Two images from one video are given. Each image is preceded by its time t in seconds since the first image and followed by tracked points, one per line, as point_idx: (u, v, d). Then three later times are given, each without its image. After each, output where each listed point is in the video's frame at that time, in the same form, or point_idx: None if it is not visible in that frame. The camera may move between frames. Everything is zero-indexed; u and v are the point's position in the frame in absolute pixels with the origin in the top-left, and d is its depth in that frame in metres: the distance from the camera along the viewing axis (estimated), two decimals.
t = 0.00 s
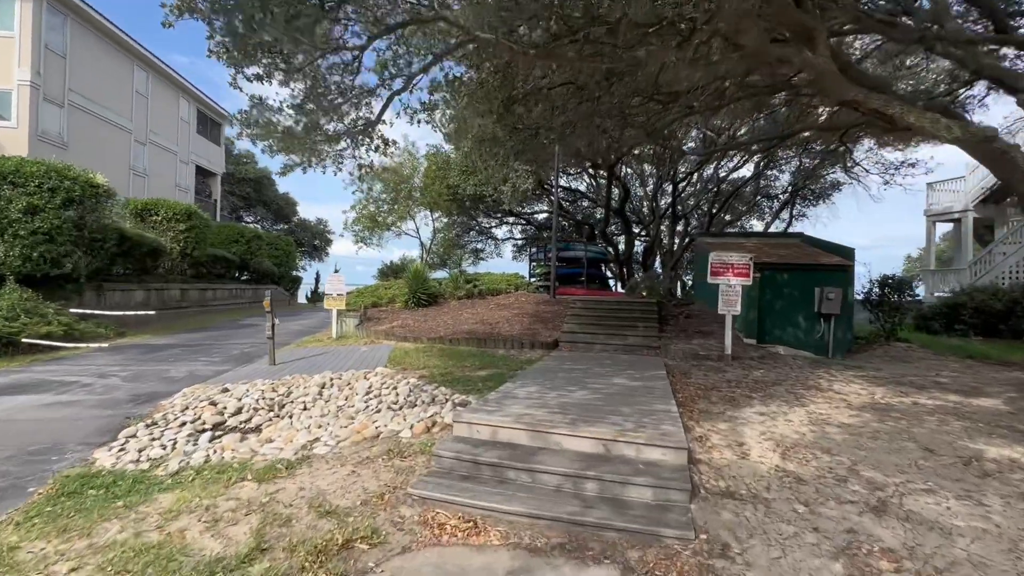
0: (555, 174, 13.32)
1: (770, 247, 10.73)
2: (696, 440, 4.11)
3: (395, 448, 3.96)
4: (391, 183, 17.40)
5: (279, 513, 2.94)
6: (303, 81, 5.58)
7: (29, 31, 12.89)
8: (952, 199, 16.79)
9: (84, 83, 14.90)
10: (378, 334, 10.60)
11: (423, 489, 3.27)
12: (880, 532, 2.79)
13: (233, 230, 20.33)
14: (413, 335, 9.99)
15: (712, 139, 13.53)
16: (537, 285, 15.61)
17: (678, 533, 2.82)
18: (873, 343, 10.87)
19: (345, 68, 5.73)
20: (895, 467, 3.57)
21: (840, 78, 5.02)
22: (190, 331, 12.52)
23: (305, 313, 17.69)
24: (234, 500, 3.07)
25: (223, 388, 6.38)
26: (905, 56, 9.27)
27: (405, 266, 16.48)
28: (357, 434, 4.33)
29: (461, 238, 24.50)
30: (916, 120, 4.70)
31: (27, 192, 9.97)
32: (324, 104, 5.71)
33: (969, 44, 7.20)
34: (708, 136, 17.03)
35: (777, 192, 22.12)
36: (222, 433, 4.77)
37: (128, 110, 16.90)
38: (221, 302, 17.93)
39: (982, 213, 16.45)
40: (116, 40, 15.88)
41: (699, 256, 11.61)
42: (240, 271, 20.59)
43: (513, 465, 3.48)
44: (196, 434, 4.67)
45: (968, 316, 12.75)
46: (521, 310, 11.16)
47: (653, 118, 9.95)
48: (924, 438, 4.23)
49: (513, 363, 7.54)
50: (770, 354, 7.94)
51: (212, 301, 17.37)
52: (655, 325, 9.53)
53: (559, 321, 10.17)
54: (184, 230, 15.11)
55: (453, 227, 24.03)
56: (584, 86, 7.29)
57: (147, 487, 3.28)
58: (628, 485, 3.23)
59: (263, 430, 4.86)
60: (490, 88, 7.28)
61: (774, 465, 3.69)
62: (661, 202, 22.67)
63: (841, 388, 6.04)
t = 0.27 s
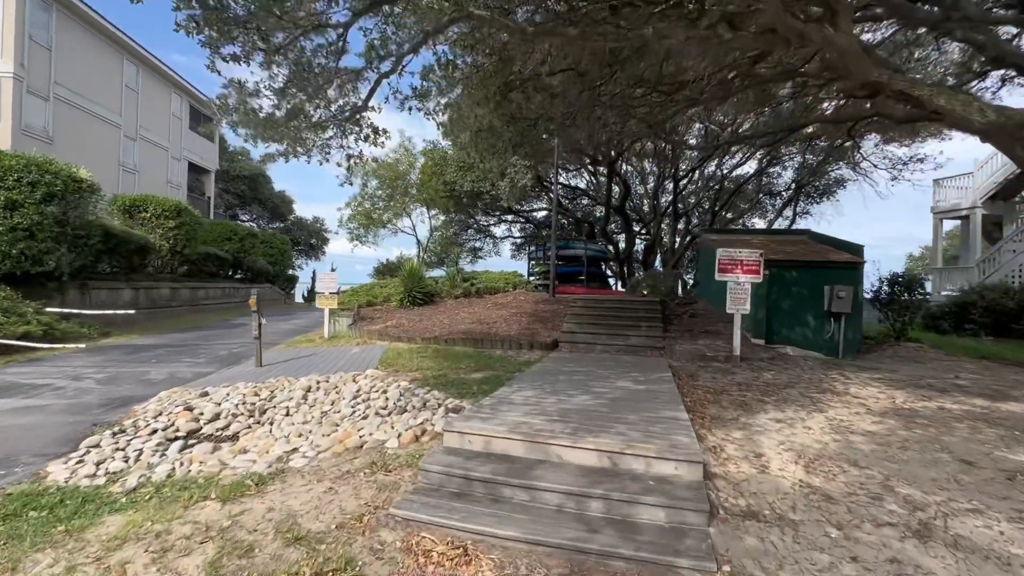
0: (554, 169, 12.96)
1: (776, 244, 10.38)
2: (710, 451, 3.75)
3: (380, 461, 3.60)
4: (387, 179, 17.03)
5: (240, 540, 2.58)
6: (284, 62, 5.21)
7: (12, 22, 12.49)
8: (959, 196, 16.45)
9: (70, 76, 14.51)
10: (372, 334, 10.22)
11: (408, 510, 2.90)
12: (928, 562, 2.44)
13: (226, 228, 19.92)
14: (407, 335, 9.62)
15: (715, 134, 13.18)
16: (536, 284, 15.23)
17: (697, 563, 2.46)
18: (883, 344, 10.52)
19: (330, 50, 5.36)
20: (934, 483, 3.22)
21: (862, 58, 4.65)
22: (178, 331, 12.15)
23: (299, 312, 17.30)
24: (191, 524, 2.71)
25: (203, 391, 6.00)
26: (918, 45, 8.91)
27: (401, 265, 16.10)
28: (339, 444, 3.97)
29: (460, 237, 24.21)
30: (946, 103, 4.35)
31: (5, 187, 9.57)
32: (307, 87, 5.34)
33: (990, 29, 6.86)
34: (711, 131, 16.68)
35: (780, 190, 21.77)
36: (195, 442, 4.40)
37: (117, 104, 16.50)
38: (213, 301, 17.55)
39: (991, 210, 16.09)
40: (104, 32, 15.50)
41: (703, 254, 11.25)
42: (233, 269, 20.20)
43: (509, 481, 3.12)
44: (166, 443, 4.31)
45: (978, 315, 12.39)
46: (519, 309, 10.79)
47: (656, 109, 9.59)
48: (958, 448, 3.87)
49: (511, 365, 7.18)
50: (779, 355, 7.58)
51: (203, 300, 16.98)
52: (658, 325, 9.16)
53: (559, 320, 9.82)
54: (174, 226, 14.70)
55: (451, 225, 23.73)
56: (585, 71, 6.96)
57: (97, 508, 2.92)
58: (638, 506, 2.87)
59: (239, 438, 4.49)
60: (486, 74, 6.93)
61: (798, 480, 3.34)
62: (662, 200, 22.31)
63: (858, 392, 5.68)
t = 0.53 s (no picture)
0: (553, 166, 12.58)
1: (782, 242, 10.02)
2: (723, 469, 3.38)
3: (356, 481, 3.23)
4: (382, 176, 16.65)
5: None
6: (260, 45, 4.82)
7: None
8: (966, 194, 16.11)
9: (55, 70, 14.10)
10: (362, 335, 9.85)
11: (383, 543, 2.54)
12: None
13: (218, 226, 19.51)
14: (399, 337, 9.23)
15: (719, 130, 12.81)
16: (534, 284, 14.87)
17: None
18: (892, 346, 10.17)
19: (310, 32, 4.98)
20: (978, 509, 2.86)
21: (886, 39, 4.30)
22: (164, 333, 11.77)
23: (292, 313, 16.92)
24: (129, 564, 2.36)
25: (177, 399, 5.63)
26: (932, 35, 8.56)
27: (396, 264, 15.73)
28: (313, 461, 3.60)
29: (457, 236, 23.86)
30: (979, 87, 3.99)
31: None
32: (286, 72, 4.96)
33: (1012, 16, 6.52)
34: (712, 127, 16.31)
35: (782, 188, 21.43)
36: (159, 457, 4.04)
37: (105, 99, 16.10)
38: (204, 301, 17.17)
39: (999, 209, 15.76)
40: (91, 26, 15.10)
41: (706, 253, 10.88)
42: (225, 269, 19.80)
43: (499, 508, 2.75)
44: (126, 459, 3.95)
45: (987, 316, 12.03)
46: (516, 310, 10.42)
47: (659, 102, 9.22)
48: (996, 465, 3.52)
49: (506, 369, 6.81)
50: (788, 359, 7.22)
51: (193, 300, 16.58)
52: (661, 327, 8.80)
53: (558, 322, 9.45)
54: (161, 225, 14.24)
55: (448, 223, 23.36)
56: (584, 59, 6.58)
57: (26, 543, 2.57)
58: (647, 538, 2.51)
59: (207, 453, 4.13)
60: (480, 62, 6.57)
61: (824, 505, 2.98)
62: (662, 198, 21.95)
63: (876, 400, 5.33)
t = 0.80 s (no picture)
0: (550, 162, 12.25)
1: (788, 241, 9.70)
2: (737, 488, 3.05)
3: (327, 502, 2.90)
4: (376, 173, 16.29)
5: None
6: (234, 26, 4.50)
7: None
8: (972, 192, 15.80)
9: (40, 64, 13.75)
10: (353, 337, 9.51)
11: None
12: None
13: (209, 225, 19.14)
14: (391, 338, 8.88)
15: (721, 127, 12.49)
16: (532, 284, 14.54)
17: None
18: (901, 347, 9.85)
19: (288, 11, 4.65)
20: None
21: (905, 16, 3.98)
22: (151, 334, 11.45)
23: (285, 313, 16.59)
24: None
25: (150, 405, 5.30)
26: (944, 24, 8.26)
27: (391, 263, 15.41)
28: (282, 478, 3.26)
29: (455, 235, 23.54)
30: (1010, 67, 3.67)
31: None
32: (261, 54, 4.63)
33: None
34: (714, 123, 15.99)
35: (784, 186, 21.12)
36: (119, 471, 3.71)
37: (93, 94, 15.75)
38: (195, 301, 16.84)
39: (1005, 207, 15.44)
40: (77, 19, 14.74)
41: (709, 251, 10.56)
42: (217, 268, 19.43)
43: (485, 537, 2.42)
44: (82, 474, 3.61)
45: (996, 316, 11.70)
46: (512, 310, 10.09)
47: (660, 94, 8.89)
48: None
49: (500, 373, 6.47)
50: (796, 362, 6.90)
51: (183, 300, 16.23)
52: (662, 328, 8.47)
53: (556, 323, 9.11)
54: (149, 223, 13.93)
55: (445, 222, 23.03)
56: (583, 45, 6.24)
57: None
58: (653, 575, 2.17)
59: (171, 467, 3.79)
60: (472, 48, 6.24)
61: (852, 530, 2.65)
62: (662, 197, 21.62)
63: (893, 406, 5.01)
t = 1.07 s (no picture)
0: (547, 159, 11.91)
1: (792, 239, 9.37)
2: (751, 514, 2.71)
3: (286, 531, 2.55)
4: (370, 171, 15.94)
5: None
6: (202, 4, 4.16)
7: None
8: (979, 190, 15.48)
9: (24, 58, 13.38)
10: (342, 339, 9.16)
11: None
12: None
13: (201, 224, 18.76)
14: (380, 340, 8.53)
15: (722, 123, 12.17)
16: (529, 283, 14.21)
17: None
18: (909, 349, 9.53)
19: None
20: None
21: None
22: (135, 336, 11.11)
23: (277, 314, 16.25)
24: None
25: (116, 413, 4.95)
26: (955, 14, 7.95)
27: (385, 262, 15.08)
28: (241, 501, 2.91)
29: (451, 235, 23.23)
30: None
31: None
32: (231, 35, 4.29)
33: None
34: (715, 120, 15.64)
35: (785, 184, 20.81)
36: (66, 490, 3.36)
37: (80, 90, 15.38)
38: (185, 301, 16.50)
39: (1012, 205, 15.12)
40: (62, 13, 14.37)
41: (711, 250, 10.22)
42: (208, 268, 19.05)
43: None
44: (23, 494, 3.27)
45: (1005, 317, 11.32)
46: (507, 311, 9.76)
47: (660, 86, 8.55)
48: None
49: (493, 377, 6.12)
50: (804, 365, 6.58)
51: (172, 300, 15.86)
52: (663, 329, 8.14)
53: (552, 324, 8.76)
54: (136, 221, 13.57)
55: (442, 222, 22.69)
56: (580, 31, 5.90)
57: None
58: None
59: (125, 486, 3.44)
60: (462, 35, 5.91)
61: (884, 567, 2.32)
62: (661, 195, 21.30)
63: (912, 415, 4.68)
